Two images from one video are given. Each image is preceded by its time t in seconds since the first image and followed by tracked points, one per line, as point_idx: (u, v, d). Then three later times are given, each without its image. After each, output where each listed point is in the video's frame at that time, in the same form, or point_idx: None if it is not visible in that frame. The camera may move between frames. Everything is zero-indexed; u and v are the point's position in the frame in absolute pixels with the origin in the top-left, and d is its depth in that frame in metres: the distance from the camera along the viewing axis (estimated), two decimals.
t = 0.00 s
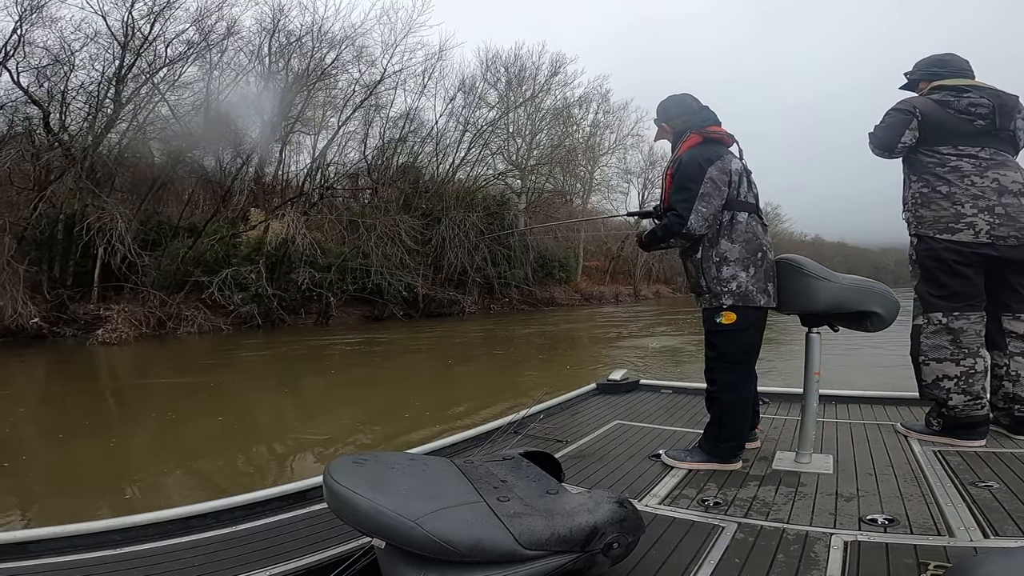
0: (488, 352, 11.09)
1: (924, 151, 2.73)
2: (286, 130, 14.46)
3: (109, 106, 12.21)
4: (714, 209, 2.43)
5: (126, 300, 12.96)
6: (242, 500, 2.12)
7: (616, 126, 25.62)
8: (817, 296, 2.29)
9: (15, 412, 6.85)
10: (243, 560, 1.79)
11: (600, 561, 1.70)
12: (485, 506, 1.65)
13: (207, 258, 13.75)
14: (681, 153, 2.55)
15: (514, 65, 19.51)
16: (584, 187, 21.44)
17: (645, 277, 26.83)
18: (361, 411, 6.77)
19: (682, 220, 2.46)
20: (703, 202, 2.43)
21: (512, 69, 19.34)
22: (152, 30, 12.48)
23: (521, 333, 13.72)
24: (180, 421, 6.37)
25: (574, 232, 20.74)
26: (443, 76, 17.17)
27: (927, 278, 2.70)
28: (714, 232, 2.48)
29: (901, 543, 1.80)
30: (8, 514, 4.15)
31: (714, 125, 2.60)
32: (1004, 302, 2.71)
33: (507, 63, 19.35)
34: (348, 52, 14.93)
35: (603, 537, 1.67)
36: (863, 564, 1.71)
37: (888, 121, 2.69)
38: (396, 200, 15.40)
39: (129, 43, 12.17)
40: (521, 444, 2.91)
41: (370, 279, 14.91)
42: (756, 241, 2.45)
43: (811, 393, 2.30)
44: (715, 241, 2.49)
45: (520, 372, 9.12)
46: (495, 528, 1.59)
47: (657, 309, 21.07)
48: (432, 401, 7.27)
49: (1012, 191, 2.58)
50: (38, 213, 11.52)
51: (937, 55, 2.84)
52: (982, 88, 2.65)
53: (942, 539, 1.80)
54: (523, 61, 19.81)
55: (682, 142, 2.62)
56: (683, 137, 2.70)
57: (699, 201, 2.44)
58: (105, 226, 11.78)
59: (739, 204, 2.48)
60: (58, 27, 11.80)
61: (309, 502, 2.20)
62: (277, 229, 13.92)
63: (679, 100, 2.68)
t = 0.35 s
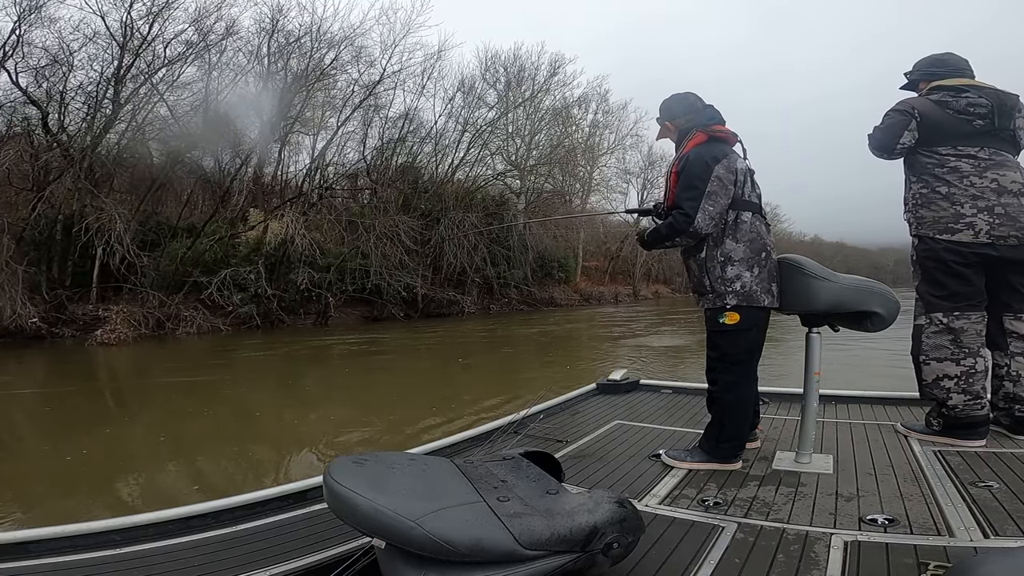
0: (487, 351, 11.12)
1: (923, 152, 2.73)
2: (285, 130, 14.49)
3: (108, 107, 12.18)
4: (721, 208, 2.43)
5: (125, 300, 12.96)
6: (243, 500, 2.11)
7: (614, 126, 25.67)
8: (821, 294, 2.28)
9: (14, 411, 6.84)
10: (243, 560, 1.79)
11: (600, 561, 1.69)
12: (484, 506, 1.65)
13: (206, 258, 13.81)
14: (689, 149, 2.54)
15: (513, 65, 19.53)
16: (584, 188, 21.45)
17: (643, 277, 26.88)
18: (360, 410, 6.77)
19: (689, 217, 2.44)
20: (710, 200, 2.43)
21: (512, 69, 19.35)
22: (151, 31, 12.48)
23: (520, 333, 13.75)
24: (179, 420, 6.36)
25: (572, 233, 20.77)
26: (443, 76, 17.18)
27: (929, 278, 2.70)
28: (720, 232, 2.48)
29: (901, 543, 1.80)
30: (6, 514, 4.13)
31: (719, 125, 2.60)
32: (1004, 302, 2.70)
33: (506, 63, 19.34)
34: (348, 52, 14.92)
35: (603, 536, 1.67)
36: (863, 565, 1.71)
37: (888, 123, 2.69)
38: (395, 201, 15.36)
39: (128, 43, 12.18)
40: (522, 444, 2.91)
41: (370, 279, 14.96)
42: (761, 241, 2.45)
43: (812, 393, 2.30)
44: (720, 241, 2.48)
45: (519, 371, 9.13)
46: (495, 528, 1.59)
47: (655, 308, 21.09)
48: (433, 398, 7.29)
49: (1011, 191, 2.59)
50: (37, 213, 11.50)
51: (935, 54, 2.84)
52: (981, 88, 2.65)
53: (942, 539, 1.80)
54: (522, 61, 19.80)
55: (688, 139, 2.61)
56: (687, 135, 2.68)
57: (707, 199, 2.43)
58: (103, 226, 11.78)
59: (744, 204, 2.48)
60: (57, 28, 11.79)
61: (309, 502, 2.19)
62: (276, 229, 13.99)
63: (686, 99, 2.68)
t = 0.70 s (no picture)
0: (482, 345, 11.16)
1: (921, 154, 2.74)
2: (282, 122, 14.32)
3: (103, 96, 12.13)
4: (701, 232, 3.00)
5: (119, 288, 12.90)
6: (242, 499, 2.10)
7: (610, 122, 25.76)
8: (845, 303, 2.21)
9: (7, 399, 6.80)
10: (242, 560, 1.77)
11: (600, 561, 1.69)
12: (484, 505, 1.65)
13: (201, 246, 13.69)
14: (692, 184, 3.00)
15: (511, 61, 19.55)
16: (580, 184, 21.48)
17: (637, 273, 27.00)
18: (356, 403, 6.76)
19: (677, 236, 2.98)
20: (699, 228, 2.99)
21: (510, 65, 19.37)
22: (149, 17, 12.44)
23: (514, 326, 13.80)
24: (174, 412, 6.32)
25: (567, 227, 20.82)
26: (441, 68, 17.16)
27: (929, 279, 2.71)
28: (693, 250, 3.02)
29: (901, 543, 1.81)
30: None
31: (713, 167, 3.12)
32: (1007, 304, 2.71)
33: (504, 58, 19.37)
34: (347, 43, 14.86)
35: (603, 536, 1.67)
36: (863, 565, 1.72)
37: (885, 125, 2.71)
38: (391, 190, 15.09)
39: (126, 31, 12.16)
40: (522, 444, 2.90)
41: (365, 270, 15.01)
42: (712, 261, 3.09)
43: (811, 393, 2.31)
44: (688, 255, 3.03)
45: (515, 366, 9.16)
46: (495, 528, 1.58)
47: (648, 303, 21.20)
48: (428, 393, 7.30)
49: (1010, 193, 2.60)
50: (32, 199, 11.44)
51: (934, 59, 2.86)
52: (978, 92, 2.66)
53: (942, 539, 1.81)
54: (520, 56, 19.79)
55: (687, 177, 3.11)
56: (686, 171, 3.18)
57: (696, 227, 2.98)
58: (99, 214, 11.71)
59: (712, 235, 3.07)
60: (53, 14, 11.71)
61: (309, 502, 2.18)
62: (272, 218, 13.84)
63: (689, 141, 3.16)
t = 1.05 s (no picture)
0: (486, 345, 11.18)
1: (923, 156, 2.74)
2: (286, 123, 14.35)
3: (109, 98, 12.19)
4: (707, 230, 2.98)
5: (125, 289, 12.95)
6: (242, 499, 2.11)
7: (614, 122, 25.75)
8: (845, 302, 2.21)
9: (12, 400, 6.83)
10: (242, 561, 1.78)
11: (600, 561, 1.69)
12: (484, 505, 1.65)
13: (206, 247, 13.82)
14: (693, 182, 2.99)
15: (515, 61, 19.56)
16: (584, 184, 21.47)
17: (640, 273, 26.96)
18: (359, 404, 6.78)
19: (685, 235, 2.95)
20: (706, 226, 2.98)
21: (513, 65, 19.38)
22: (154, 19, 12.49)
23: (518, 326, 13.79)
24: (178, 412, 6.35)
25: (571, 228, 20.81)
26: (444, 69, 17.18)
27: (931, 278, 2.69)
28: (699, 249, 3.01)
29: (901, 543, 1.80)
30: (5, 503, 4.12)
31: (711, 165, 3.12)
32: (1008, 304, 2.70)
33: (507, 59, 19.37)
34: (351, 44, 14.89)
35: (603, 536, 1.67)
36: (863, 565, 1.71)
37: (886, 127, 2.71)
38: (394, 191, 15.16)
39: (131, 32, 12.21)
40: (522, 444, 2.91)
41: (369, 270, 15.02)
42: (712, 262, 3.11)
43: (811, 393, 2.31)
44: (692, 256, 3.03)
45: (518, 366, 9.17)
46: (495, 528, 1.59)
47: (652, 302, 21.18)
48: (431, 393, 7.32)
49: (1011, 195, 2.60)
50: (39, 201, 11.49)
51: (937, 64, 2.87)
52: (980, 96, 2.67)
53: (942, 539, 1.81)
54: (523, 57, 19.81)
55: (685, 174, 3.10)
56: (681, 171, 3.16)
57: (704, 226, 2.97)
58: (105, 215, 11.77)
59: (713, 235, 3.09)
60: (58, 16, 11.76)
61: (309, 502, 2.19)
62: (277, 220, 13.75)
63: (688, 137, 3.14)
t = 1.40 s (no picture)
0: (489, 345, 11.18)
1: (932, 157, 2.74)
2: (291, 124, 14.40)
3: (116, 98, 12.23)
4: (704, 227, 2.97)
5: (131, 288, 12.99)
6: (242, 500, 2.12)
7: (618, 122, 25.73)
8: (837, 301, 2.21)
9: (18, 399, 6.86)
10: (241, 561, 1.79)
11: (599, 561, 1.70)
12: (484, 505, 1.66)
13: (213, 246, 13.71)
14: (686, 177, 3.03)
15: (519, 61, 19.56)
16: (588, 184, 21.46)
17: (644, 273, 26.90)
18: (362, 403, 6.80)
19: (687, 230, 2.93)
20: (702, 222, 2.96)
21: (517, 65, 19.38)
22: (160, 19, 12.54)
23: (522, 326, 13.78)
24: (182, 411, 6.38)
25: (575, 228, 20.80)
26: (448, 69, 17.20)
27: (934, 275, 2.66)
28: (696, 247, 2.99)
29: (901, 543, 1.80)
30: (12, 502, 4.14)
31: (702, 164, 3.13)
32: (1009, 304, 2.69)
33: (511, 59, 19.38)
34: (355, 44, 14.92)
35: (603, 536, 1.67)
36: (863, 565, 1.71)
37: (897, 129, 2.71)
38: (399, 191, 15.23)
39: (138, 33, 12.26)
40: (522, 444, 2.91)
41: (374, 269, 15.04)
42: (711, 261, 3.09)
43: (811, 393, 2.31)
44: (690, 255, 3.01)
45: (522, 365, 9.16)
46: (495, 528, 1.59)
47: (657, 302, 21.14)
48: (435, 392, 7.33)
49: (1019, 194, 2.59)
50: (46, 201, 11.54)
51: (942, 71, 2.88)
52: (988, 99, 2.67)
53: (943, 539, 1.80)
54: (527, 56, 19.81)
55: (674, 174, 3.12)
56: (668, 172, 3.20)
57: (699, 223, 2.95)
58: (113, 215, 11.82)
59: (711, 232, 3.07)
60: (65, 17, 11.82)
61: (309, 502, 2.20)
62: (282, 219, 13.84)
63: (674, 139, 3.18)
